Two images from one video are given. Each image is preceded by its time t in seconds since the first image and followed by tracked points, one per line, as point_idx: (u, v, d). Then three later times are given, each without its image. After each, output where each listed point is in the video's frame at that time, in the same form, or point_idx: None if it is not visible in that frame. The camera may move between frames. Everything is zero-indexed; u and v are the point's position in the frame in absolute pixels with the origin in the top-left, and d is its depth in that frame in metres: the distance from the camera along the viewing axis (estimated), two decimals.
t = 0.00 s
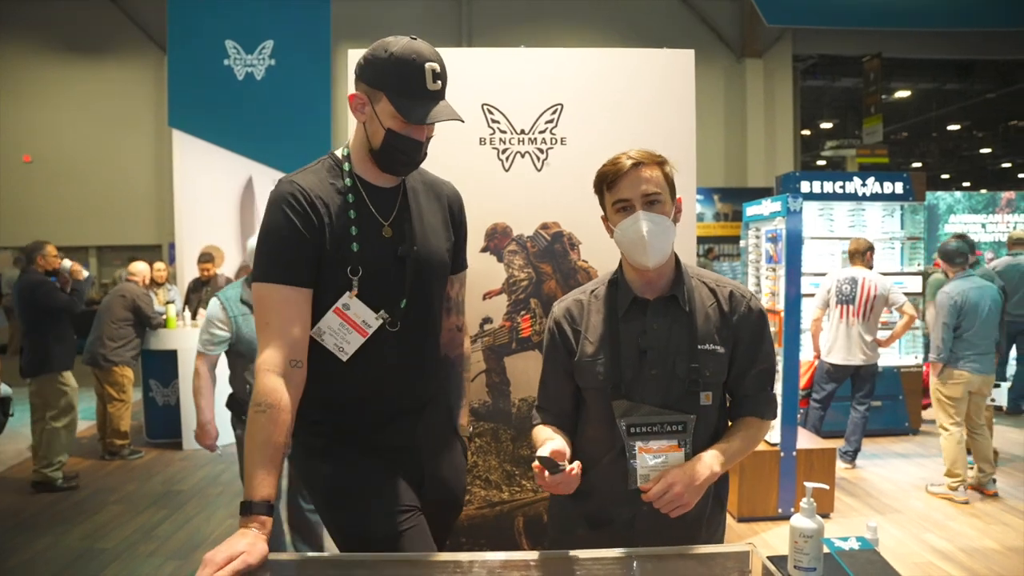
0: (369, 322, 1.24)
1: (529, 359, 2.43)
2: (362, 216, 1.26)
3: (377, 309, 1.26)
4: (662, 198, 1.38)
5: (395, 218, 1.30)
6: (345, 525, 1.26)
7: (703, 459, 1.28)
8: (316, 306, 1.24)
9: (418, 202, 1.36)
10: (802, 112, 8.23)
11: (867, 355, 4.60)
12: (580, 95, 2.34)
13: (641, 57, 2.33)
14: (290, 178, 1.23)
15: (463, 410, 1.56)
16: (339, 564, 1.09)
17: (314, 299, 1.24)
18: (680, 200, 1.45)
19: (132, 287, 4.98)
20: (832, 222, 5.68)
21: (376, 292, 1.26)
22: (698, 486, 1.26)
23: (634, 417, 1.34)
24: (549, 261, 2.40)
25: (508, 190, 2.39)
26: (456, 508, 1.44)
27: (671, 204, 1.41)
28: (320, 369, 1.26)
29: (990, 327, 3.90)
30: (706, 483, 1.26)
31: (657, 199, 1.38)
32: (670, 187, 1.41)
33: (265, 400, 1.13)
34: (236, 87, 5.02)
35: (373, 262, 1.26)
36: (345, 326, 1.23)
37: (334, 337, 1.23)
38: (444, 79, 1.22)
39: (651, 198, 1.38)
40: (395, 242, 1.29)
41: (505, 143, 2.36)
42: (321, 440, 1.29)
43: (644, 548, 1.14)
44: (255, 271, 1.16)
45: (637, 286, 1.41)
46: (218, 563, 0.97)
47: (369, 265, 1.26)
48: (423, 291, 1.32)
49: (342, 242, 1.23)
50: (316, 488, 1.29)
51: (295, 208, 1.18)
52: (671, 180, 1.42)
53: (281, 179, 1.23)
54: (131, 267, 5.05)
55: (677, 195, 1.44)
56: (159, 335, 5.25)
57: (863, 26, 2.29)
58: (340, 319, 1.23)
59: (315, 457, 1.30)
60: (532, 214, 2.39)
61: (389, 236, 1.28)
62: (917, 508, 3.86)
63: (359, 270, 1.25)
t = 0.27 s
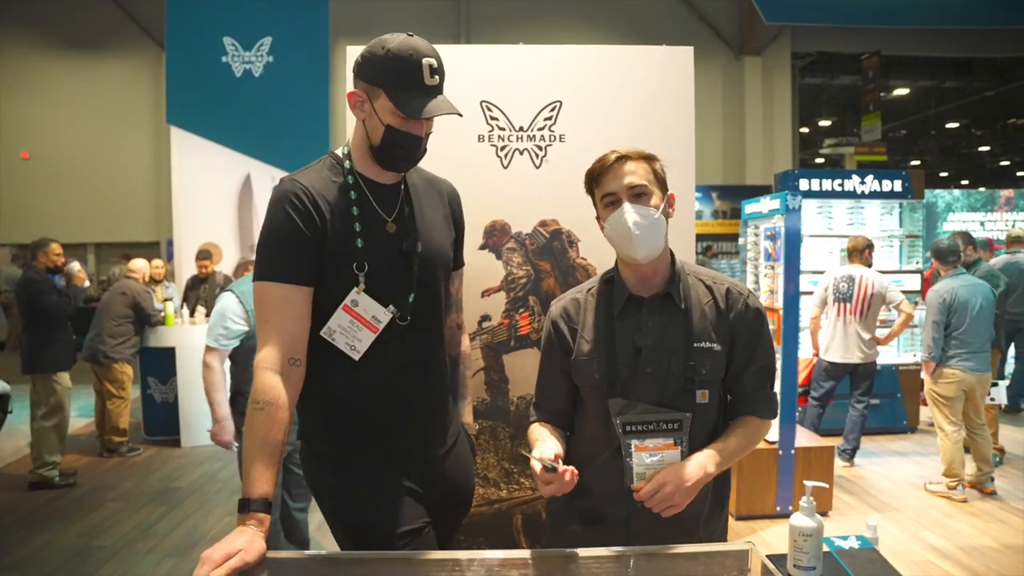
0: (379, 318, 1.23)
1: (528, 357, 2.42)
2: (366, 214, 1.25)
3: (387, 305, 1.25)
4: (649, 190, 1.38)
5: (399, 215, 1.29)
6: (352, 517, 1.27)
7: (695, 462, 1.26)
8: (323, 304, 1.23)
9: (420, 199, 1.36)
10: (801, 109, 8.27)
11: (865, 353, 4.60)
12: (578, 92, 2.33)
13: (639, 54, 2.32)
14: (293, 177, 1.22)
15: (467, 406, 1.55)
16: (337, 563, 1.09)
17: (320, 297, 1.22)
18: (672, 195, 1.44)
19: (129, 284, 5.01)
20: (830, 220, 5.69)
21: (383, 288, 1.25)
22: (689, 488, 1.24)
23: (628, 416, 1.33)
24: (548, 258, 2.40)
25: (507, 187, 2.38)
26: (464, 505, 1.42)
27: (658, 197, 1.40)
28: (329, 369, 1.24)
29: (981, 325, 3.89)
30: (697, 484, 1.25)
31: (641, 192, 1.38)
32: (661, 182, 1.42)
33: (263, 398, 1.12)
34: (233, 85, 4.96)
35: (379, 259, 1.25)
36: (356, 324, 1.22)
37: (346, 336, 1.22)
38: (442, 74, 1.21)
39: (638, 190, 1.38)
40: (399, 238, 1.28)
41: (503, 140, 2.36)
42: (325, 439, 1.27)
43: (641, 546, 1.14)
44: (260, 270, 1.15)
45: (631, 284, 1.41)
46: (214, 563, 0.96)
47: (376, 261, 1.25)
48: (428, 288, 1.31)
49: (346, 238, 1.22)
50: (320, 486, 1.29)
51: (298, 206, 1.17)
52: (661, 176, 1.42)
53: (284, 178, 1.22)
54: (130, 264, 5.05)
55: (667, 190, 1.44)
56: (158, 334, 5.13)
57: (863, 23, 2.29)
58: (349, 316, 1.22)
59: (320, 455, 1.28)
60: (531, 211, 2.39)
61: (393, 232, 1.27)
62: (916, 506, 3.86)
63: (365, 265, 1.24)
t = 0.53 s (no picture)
0: (386, 318, 1.22)
1: (528, 356, 2.42)
2: (372, 214, 1.25)
3: (393, 305, 1.25)
4: (633, 194, 1.36)
5: (404, 215, 1.29)
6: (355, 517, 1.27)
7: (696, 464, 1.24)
8: (327, 304, 1.22)
9: (423, 199, 1.36)
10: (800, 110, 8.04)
11: (864, 353, 4.60)
12: (579, 91, 2.32)
13: (640, 53, 2.32)
14: (300, 176, 1.21)
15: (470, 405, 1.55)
16: (337, 562, 1.08)
17: (324, 297, 1.22)
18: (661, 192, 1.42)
19: (131, 283, 4.99)
20: (831, 220, 5.68)
21: (389, 287, 1.25)
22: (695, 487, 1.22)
23: (625, 416, 1.32)
24: (548, 258, 2.39)
25: (507, 187, 2.38)
26: (466, 502, 1.41)
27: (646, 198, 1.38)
28: (334, 370, 1.24)
29: (980, 326, 3.90)
30: (701, 484, 1.23)
31: (627, 197, 1.36)
32: (643, 184, 1.38)
33: (267, 397, 1.12)
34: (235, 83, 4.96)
35: (385, 259, 1.25)
36: (362, 324, 1.22)
37: (351, 336, 1.22)
38: (445, 73, 1.21)
39: (620, 197, 1.35)
40: (404, 239, 1.28)
41: (504, 139, 2.35)
42: (328, 439, 1.27)
43: (640, 547, 1.14)
44: (266, 270, 1.15)
45: (626, 285, 1.40)
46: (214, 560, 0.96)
47: (384, 261, 1.24)
48: (434, 288, 1.31)
49: (353, 237, 1.22)
50: (323, 486, 1.29)
51: (307, 207, 1.17)
52: (649, 177, 1.40)
53: (291, 177, 1.21)
54: (130, 262, 5.05)
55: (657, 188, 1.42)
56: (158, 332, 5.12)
57: (865, 23, 2.28)
58: (356, 317, 1.21)
59: (322, 455, 1.28)
60: (532, 211, 2.39)
61: (398, 232, 1.27)
62: (916, 507, 3.86)
63: (373, 266, 1.23)
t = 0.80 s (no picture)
0: (387, 317, 1.22)
1: (530, 355, 2.42)
2: (374, 213, 1.25)
3: (395, 304, 1.25)
4: (619, 213, 1.32)
5: (405, 215, 1.29)
6: (355, 517, 1.27)
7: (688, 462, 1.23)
8: (329, 303, 1.22)
9: (423, 200, 1.36)
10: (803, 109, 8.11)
11: (865, 352, 4.58)
12: (580, 90, 2.32)
13: (641, 51, 2.31)
14: (303, 175, 1.21)
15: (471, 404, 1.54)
16: (339, 562, 1.08)
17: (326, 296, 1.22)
18: (658, 197, 1.36)
19: (133, 283, 4.99)
20: (834, 219, 5.67)
21: (391, 286, 1.25)
22: (683, 489, 1.21)
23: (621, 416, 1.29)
24: (550, 257, 2.39)
25: (509, 186, 2.37)
26: (467, 502, 1.41)
27: (638, 210, 1.34)
28: (335, 369, 1.24)
29: (985, 325, 3.89)
30: (690, 484, 1.22)
31: (616, 214, 1.32)
32: (636, 197, 1.33)
33: (270, 397, 1.12)
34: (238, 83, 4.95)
35: (387, 259, 1.25)
36: (363, 322, 1.21)
37: (352, 334, 1.21)
38: (446, 75, 1.21)
39: (605, 215, 1.32)
40: (405, 238, 1.28)
41: (505, 138, 2.35)
42: (329, 438, 1.27)
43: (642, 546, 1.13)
44: (268, 268, 1.15)
45: (625, 287, 1.40)
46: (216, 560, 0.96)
47: (386, 260, 1.24)
48: (435, 288, 1.31)
49: (356, 235, 1.22)
50: (324, 486, 1.29)
51: (312, 206, 1.17)
52: (645, 181, 1.34)
53: (295, 175, 1.21)
54: (133, 261, 5.05)
55: (653, 192, 1.36)
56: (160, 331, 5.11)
57: (867, 21, 2.27)
58: (358, 314, 1.21)
59: (324, 454, 1.28)
60: (534, 209, 2.38)
61: (400, 232, 1.27)
62: (919, 506, 3.85)
63: (375, 264, 1.24)
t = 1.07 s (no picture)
0: (382, 317, 1.22)
1: (529, 355, 2.42)
2: (370, 213, 1.25)
3: (390, 304, 1.25)
4: (619, 219, 1.32)
5: (401, 216, 1.29)
6: (351, 517, 1.27)
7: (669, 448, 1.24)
8: (325, 303, 1.22)
9: (420, 200, 1.36)
10: (802, 109, 8.09)
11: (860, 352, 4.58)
12: (579, 90, 2.32)
13: (641, 51, 2.31)
14: (299, 175, 1.21)
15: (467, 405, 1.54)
16: (338, 563, 1.08)
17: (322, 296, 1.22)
18: (660, 201, 1.36)
19: (133, 283, 4.98)
20: (834, 220, 5.67)
21: (387, 287, 1.25)
22: (659, 481, 1.19)
23: (614, 413, 1.31)
24: (550, 257, 2.39)
25: (508, 186, 2.37)
26: (462, 503, 1.40)
27: (639, 214, 1.34)
28: (330, 369, 1.24)
29: (986, 325, 3.89)
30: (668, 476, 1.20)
31: (616, 218, 1.32)
32: (637, 201, 1.32)
33: (267, 396, 1.12)
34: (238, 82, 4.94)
35: (383, 259, 1.25)
36: (359, 322, 1.21)
37: (348, 334, 1.21)
38: (445, 77, 1.21)
39: (606, 219, 1.32)
40: (401, 239, 1.28)
41: (505, 138, 2.35)
42: (325, 439, 1.27)
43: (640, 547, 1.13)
44: (264, 267, 1.15)
45: (623, 286, 1.41)
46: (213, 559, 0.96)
47: (381, 261, 1.25)
48: (430, 288, 1.31)
49: (352, 236, 1.22)
50: (320, 486, 1.29)
51: (308, 206, 1.17)
52: (649, 183, 1.33)
53: (290, 176, 1.21)
54: (132, 260, 5.04)
55: (656, 196, 1.36)
56: (159, 330, 5.11)
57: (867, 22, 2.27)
58: (353, 315, 1.21)
59: (320, 455, 1.28)
60: (533, 209, 2.38)
61: (396, 232, 1.27)
62: (918, 507, 3.85)
63: (371, 264, 1.24)
